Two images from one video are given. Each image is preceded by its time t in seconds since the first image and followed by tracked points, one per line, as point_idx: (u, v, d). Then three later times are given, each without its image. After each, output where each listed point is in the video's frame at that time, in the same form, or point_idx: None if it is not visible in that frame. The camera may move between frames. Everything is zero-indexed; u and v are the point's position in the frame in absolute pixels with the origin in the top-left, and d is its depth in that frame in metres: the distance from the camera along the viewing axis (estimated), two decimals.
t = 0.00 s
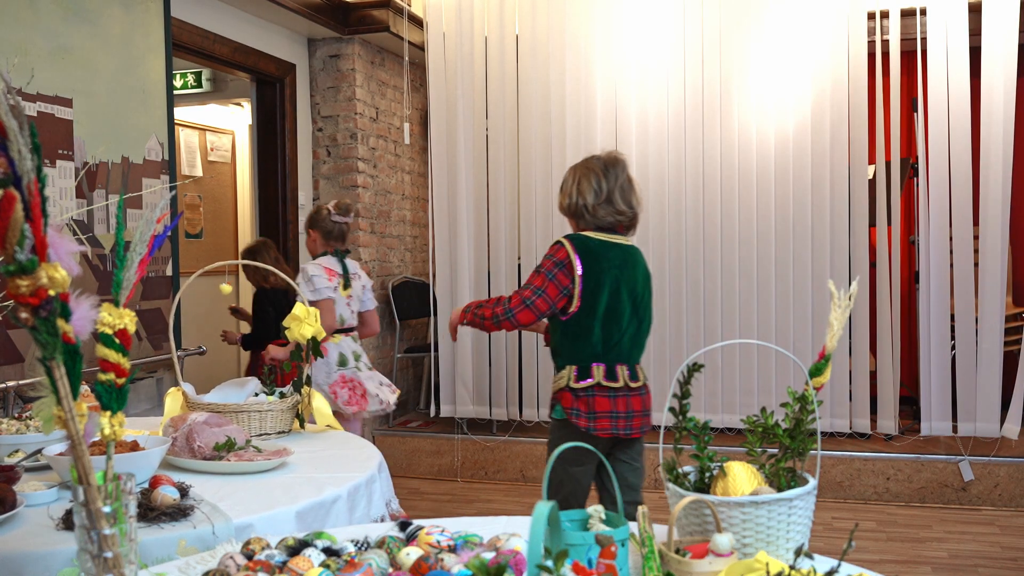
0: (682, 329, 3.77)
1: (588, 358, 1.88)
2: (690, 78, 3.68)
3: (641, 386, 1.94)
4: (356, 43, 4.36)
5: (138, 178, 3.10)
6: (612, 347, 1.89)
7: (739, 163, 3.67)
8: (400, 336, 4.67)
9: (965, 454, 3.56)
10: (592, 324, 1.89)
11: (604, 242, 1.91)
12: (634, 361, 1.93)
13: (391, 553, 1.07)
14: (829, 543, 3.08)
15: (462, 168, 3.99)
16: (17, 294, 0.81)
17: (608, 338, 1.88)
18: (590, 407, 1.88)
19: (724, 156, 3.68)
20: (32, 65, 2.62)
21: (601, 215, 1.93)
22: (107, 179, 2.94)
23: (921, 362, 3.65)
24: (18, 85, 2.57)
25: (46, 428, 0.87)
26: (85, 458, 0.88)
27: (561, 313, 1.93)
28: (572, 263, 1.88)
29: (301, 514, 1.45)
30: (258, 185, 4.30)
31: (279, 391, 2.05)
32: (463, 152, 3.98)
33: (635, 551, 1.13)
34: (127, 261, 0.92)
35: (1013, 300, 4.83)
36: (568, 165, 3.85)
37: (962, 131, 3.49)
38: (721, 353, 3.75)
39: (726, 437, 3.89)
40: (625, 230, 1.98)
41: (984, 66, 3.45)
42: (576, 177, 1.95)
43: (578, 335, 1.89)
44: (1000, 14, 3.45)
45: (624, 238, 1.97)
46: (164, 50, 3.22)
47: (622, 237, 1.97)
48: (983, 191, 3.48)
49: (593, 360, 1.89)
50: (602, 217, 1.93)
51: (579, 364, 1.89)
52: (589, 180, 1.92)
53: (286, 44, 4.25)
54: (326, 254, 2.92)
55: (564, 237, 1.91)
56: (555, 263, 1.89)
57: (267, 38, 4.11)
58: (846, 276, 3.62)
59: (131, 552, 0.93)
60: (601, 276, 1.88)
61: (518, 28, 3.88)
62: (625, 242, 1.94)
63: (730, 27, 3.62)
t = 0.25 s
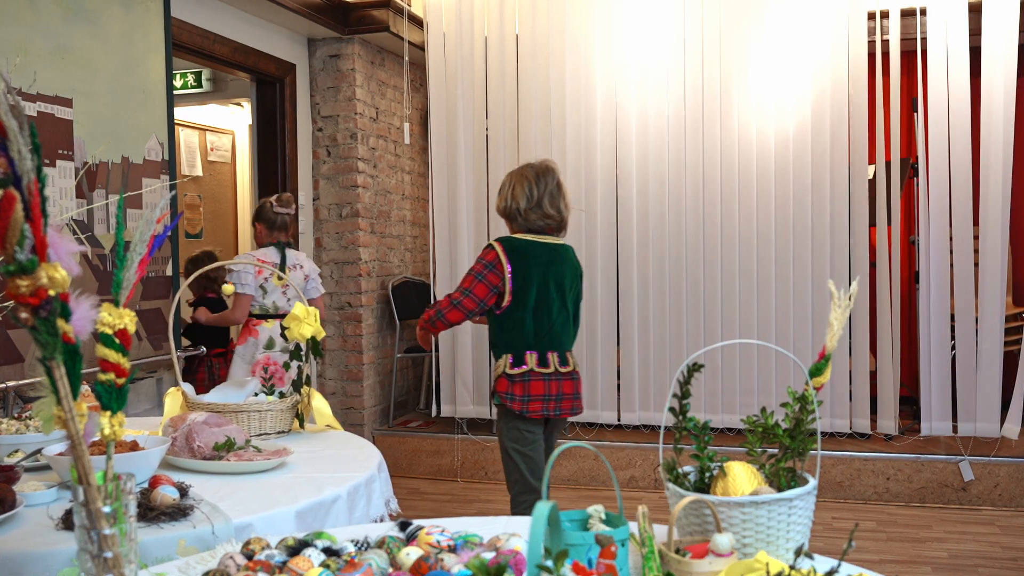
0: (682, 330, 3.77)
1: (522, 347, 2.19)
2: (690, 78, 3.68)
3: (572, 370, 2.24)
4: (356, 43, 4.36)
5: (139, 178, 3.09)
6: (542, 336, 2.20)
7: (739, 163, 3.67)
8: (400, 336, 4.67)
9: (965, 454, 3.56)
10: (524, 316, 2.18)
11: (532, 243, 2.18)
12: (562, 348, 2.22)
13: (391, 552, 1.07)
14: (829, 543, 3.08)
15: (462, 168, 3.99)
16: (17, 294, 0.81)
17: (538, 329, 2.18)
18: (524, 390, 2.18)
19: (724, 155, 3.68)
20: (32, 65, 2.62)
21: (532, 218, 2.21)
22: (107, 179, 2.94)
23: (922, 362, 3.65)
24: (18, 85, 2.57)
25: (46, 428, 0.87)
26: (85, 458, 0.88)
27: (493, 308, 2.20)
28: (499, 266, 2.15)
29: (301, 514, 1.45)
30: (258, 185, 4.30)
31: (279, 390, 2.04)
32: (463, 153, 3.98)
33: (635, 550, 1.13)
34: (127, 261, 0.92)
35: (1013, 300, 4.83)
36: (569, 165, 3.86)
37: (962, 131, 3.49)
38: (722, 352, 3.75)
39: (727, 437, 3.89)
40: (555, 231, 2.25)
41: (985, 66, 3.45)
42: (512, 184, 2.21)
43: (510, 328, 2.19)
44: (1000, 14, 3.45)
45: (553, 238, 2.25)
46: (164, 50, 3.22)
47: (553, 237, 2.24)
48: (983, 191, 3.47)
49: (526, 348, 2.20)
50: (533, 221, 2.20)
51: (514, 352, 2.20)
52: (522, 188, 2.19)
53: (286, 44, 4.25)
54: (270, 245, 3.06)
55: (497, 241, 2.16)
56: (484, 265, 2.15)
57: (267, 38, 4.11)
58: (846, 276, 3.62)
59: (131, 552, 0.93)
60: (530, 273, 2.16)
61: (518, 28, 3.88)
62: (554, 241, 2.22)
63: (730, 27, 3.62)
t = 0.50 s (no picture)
0: (682, 330, 3.77)
1: (458, 337, 2.44)
2: (690, 78, 3.68)
3: (503, 361, 2.48)
4: (356, 43, 4.36)
5: (139, 178, 3.09)
6: (479, 328, 2.45)
7: (739, 162, 3.67)
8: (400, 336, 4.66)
9: (965, 454, 3.56)
10: (463, 311, 2.44)
11: (477, 245, 2.42)
12: (497, 340, 2.47)
13: (391, 553, 1.07)
14: (829, 543, 3.08)
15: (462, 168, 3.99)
16: (17, 294, 0.81)
17: (477, 323, 2.44)
18: (455, 377, 2.42)
19: (724, 155, 3.68)
20: (31, 65, 2.62)
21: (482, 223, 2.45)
22: (107, 179, 2.94)
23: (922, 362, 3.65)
24: (17, 85, 2.57)
25: (46, 428, 0.87)
26: (85, 458, 0.88)
27: (439, 300, 2.45)
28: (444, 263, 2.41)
29: (301, 514, 1.45)
30: (258, 185, 4.30)
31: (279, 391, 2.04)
32: (463, 153, 3.98)
33: (635, 550, 1.13)
34: (127, 261, 0.92)
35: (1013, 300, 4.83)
36: (569, 165, 3.86)
37: (963, 131, 3.49)
38: (722, 352, 3.75)
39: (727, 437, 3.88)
40: (501, 236, 2.50)
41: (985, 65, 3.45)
42: (464, 190, 2.46)
43: (451, 320, 2.44)
44: (1000, 14, 3.45)
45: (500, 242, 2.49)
46: (164, 50, 3.22)
47: (499, 241, 2.49)
48: (983, 191, 3.47)
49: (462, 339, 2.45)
50: (483, 225, 2.44)
51: (452, 341, 2.45)
52: (473, 195, 2.43)
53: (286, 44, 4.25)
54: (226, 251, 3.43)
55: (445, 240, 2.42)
56: (433, 262, 2.41)
57: (267, 38, 4.11)
58: (846, 276, 3.62)
59: (131, 552, 0.93)
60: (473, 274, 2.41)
61: (518, 28, 3.88)
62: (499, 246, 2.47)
63: (730, 27, 3.62)
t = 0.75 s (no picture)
0: (682, 330, 3.77)
1: (404, 336, 2.50)
2: (689, 78, 3.68)
3: (448, 356, 2.56)
4: (356, 43, 4.36)
5: (138, 178, 3.09)
6: (424, 329, 2.52)
7: (739, 162, 3.67)
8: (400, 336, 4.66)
9: (965, 454, 3.56)
10: (409, 312, 2.50)
11: (420, 250, 2.49)
12: (441, 339, 2.54)
13: (391, 552, 1.07)
14: (828, 543, 3.08)
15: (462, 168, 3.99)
16: (17, 294, 0.81)
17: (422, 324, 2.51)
18: (404, 373, 2.50)
19: (724, 154, 3.68)
20: (32, 65, 2.62)
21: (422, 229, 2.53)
22: (107, 179, 2.94)
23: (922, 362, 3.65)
24: (18, 85, 2.57)
25: (46, 428, 0.87)
26: (85, 458, 0.88)
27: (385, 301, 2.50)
28: (391, 269, 2.45)
29: (301, 514, 1.45)
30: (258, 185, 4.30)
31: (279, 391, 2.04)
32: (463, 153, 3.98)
33: (635, 550, 1.13)
34: (127, 261, 0.92)
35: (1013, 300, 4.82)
36: (568, 165, 3.86)
37: (963, 131, 3.48)
38: (722, 352, 3.75)
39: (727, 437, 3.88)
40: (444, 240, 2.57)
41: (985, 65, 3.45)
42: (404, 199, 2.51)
43: (397, 322, 2.51)
44: (1000, 14, 3.45)
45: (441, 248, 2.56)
46: (164, 50, 3.21)
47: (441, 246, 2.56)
48: (983, 192, 3.47)
49: (408, 338, 2.52)
50: (424, 232, 2.51)
51: (399, 339, 2.51)
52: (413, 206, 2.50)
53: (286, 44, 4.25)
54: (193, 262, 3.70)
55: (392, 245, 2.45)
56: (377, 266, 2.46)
57: (267, 38, 4.11)
58: (846, 276, 3.62)
59: (131, 552, 0.93)
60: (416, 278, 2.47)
61: (518, 28, 3.88)
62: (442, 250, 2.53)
63: (730, 27, 3.62)
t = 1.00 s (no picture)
0: (682, 330, 3.77)
1: (340, 320, 3.06)
2: (689, 78, 3.68)
3: (379, 346, 3.12)
4: (356, 43, 4.36)
5: (138, 178, 3.09)
6: (357, 316, 3.05)
7: (739, 162, 3.67)
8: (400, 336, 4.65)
9: (965, 454, 3.56)
10: (347, 298, 3.04)
11: (368, 249, 3.00)
12: (374, 329, 3.10)
13: (391, 553, 1.07)
14: (829, 543, 3.08)
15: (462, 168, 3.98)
16: (17, 294, 0.81)
17: (356, 311, 3.03)
18: (338, 353, 3.05)
19: (724, 154, 3.68)
20: (31, 65, 2.62)
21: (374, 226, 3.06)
22: (107, 179, 2.94)
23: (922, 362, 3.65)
24: (18, 85, 2.57)
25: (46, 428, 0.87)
26: (85, 458, 0.88)
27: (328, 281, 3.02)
28: (340, 255, 2.98)
29: (301, 514, 1.45)
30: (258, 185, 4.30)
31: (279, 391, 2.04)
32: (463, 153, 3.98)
33: (635, 550, 1.13)
34: (127, 261, 0.92)
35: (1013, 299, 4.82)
36: (568, 165, 3.86)
37: (963, 131, 3.48)
38: (722, 353, 3.75)
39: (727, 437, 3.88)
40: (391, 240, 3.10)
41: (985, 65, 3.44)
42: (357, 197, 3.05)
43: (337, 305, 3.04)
44: (1000, 15, 3.45)
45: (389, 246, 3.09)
46: (164, 50, 3.21)
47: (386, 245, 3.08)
48: (983, 192, 3.47)
49: (344, 323, 3.07)
50: (373, 230, 3.05)
51: (335, 321, 3.07)
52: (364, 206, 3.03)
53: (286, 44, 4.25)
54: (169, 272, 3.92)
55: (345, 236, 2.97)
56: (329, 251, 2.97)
57: (267, 38, 4.11)
58: (846, 276, 3.62)
59: (131, 552, 0.93)
60: (361, 270, 3.00)
61: (518, 28, 3.88)
62: (388, 249, 3.06)
63: (730, 27, 3.62)
